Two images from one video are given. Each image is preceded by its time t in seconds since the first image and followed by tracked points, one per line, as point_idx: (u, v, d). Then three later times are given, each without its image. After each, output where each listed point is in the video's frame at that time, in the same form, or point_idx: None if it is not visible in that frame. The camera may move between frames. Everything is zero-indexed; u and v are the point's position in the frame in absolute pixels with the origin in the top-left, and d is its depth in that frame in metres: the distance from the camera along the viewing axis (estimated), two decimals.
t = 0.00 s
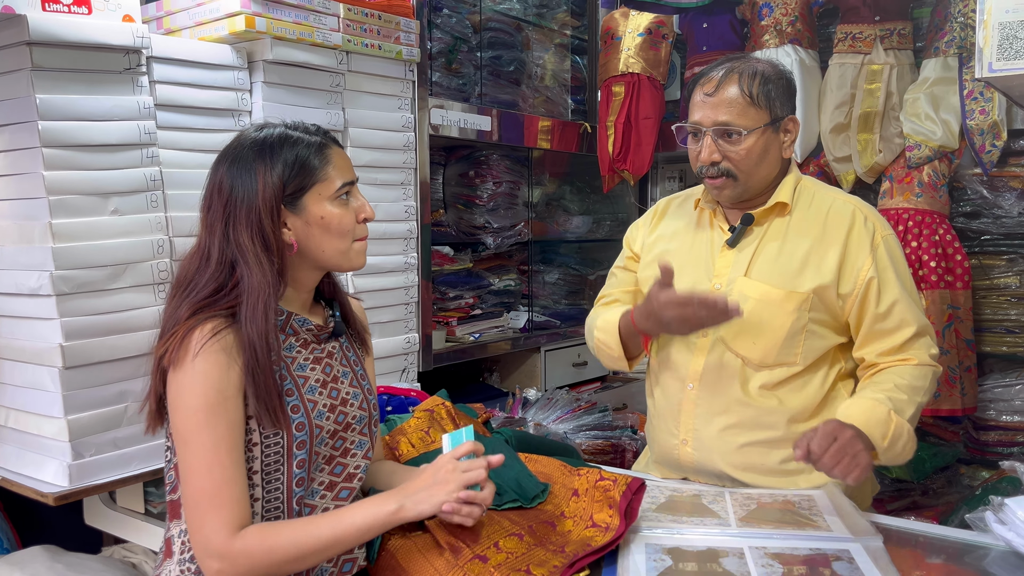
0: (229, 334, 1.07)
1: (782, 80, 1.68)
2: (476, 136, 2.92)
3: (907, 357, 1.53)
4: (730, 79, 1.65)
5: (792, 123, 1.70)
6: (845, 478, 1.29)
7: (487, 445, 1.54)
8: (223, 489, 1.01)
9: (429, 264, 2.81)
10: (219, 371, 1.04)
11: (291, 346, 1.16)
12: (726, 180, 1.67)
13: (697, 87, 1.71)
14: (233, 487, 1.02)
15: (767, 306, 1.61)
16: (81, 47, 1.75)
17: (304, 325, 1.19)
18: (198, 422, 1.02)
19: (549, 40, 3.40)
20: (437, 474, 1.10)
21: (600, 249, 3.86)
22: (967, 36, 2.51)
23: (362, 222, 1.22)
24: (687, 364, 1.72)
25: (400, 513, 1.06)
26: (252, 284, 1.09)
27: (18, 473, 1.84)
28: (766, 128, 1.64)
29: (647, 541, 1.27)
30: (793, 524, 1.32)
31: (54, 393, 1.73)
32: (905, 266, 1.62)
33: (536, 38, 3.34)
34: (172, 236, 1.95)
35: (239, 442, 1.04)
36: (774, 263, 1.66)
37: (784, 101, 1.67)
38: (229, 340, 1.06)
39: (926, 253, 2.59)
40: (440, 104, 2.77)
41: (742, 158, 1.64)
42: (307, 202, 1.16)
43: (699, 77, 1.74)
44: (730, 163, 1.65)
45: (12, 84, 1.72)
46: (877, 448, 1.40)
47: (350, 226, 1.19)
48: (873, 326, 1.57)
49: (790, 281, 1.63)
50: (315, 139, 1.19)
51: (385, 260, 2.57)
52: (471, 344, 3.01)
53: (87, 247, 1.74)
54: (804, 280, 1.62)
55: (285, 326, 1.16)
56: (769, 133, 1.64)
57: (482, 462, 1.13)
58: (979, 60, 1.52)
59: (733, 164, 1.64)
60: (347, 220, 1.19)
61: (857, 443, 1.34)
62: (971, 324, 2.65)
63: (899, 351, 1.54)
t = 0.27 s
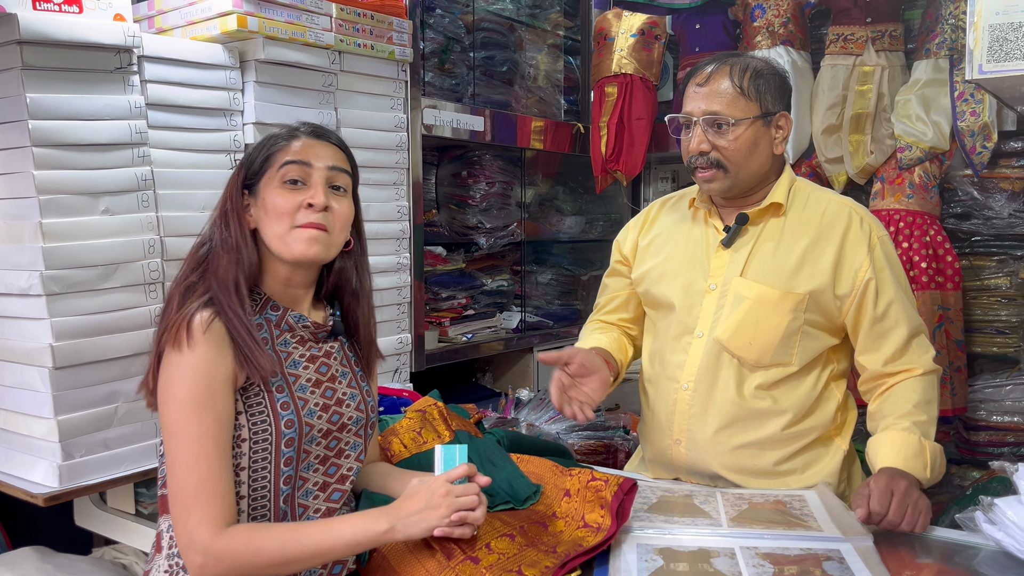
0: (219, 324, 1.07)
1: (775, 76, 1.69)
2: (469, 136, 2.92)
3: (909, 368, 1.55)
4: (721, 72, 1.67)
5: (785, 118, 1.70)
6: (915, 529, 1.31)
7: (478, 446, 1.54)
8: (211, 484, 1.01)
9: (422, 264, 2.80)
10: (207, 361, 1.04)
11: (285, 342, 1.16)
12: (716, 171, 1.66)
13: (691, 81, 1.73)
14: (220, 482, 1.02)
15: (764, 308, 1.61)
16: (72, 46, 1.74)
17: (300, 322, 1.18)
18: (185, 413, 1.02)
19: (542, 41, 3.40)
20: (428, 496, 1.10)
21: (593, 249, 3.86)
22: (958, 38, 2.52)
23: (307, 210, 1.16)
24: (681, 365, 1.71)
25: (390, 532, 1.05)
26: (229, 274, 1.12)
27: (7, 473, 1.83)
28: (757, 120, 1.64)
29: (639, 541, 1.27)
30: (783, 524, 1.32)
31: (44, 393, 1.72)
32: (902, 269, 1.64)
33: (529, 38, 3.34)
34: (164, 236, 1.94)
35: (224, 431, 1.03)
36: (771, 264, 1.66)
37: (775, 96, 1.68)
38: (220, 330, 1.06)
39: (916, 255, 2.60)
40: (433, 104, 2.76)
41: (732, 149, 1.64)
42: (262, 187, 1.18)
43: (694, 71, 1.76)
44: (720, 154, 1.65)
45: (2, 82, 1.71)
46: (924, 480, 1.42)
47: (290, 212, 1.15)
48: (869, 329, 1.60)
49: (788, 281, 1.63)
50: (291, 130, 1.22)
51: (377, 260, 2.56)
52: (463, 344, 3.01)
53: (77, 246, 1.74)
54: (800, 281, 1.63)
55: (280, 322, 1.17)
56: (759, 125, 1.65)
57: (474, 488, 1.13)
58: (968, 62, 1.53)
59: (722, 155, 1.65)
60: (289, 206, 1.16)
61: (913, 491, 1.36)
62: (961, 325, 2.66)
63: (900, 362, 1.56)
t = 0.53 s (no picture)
0: (191, 317, 1.10)
1: (770, 77, 1.69)
2: (462, 136, 2.92)
3: (897, 373, 1.56)
4: (715, 71, 1.67)
5: (779, 118, 1.68)
6: (904, 529, 1.33)
7: (470, 446, 1.53)
8: (185, 473, 1.02)
9: (414, 264, 2.80)
10: (179, 351, 1.06)
11: (262, 339, 1.16)
12: (706, 168, 1.67)
13: (686, 79, 1.73)
14: (195, 472, 1.03)
15: (756, 309, 1.61)
16: (61, 45, 1.73)
17: (277, 321, 1.18)
18: (159, 403, 1.04)
19: (534, 41, 3.39)
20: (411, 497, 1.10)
21: (586, 250, 3.86)
22: (949, 39, 2.52)
23: (292, 240, 1.14)
24: (672, 364, 1.71)
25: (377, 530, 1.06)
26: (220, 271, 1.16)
27: None
28: (749, 119, 1.64)
29: (631, 542, 1.27)
30: (776, 524, 1.32)
31: (33, 394, 1.71)
32: (893, 272, 1.64)
33: (522, 38, 3.34)
34: (154, 236, 1.93)
35: (197, 421, 1.05)
36: (763, 264, 1.66)
37: (769, 97, 1.67)
38: (191, 322, 1.10)
39: (908, 255, 2.61)
40: (425, 104, 2.76)
41: (723, 147, 1.64)
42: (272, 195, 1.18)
43: (690, 69, 1.76)
44: (711, 151, 1.65)
45: None
46: (912, 488, 1.44)
47: (278, 235, 1.14)
48: (858, 330, 1.60)
49: (780, 281, 1.63)
50: (310, 151, 1.19)
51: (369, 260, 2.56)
52: (456, 345, 3.00)
53: (67, 246, 1.72)
54: (793, 282, 1.63)
55: (256, 321, 1.16)
56: (751, 124, 1.64)
57: (458, 493, 1.14)
58: (960, 63, 1.53)
59: (712, 152, 1.65)
60: (280, 228, 1.14)
61: (897, 494, 1.39)
62: (952, 325, 2.67)
63: (889, 368, 1.58)
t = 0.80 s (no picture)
0: (183, 320, 1.10)
1: (761, 79, 1.70)
2: (454, 136, 2.92)
3: (886, 371, 1.56)
4: (707, 74, 1.67)
5: (770, 121, 1.70)
6: (895, 529, 1.34)
7: (462, 446, 1.53)
8: (175, 477, 1.02)
9: (407, 264, 2.80)
10: (170, 355, 1.06)
11: (256, 341, 1.16)
12: (699, 171, 1.67)
13: (678, 81, 1.74)
14: (185, 476, 1.03)
15: (746, 310, 1.61)
16: (52, 44, 1.72)
17: (271, 323, 1.17)
18: (150, 407, 1.03)
19: (527, 41, 3.39)
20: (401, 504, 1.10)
21: (579, 250, 3.86)
22: (939, 40, 2.53)
23: (272, 219, 1.15)
24: (662, 364, 1.71)
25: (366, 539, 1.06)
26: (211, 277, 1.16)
27: None
28: (741, 122, 1.64)
29: (624, 541, 1.27)
30: (768, 523, 1.33)
31: (23, 395, 1.70)
32: (882, 270, 1.64)
33: (514, 38, 3.34)
34: (146, 236, 1.92)
35: (189, 425, 1.05)
36: (752, 266, 1.66)
37: (761, 99, 1.68)
38: (183, 325, 1.09)
39: (899, 255, 2.62)
40: (418, 104, 2.76)
41: (717, 150, 1.64)
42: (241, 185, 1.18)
43: (682, 71, 1.76)
44: (704, 153, 1.65)
45: None
46: (902, 485, 1.45)
47: (258, 220, 1.15)
48: (847, 330, 1.61)
49: (771, 281, 1.63)
50: (265, 134, 1.20)
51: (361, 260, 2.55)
52: (449, 345, 3.00)
53: (58, 246, 1.72)
54: (783, 282, 1.63)
55: (250, 322, 1.16)
56: (744, 126, 1.65)
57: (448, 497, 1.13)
58: (950, 63, 1.54)
59: (706, 155, 1.65)
60: (257, 213, 1.15)
61: (889, 493, 1.39)
62: (943, 325, 2.68)
63: (880, 365, 1.58)
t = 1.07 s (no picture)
0: (170, 319, 1.09)
1: (752, 77, 1.70)
2: (448, 136, 2.92)
3: (879, 370, 1.57)
4: (698, 71, 1.67)
5: (761, 118, 1.70)
6: (889, 528, 1.34)
7: (456, 446, 1.53)
8: (167, 476, 1.02)
9: (401, 264, 2.80)
10: (158, 354, 1.06)
11: (244, 338, 1.16)
12: (690, 168, 1.67)
13: (669, 79, 1.74)
14: (177, 474, 1.02)
15: (737, 310, 1.61)
16: (45, 43, 1.72)
17: (259, 321, 1.18)
18: (139, 406, 1.03)
19: (521, 40, 3.39)
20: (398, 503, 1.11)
21: (573, 249, 3.87)
22: (932, 40, 2.55)
23: (260, 234, 1.14)
24: (654, 364, 1.71)
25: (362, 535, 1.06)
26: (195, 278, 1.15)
27: None
28: (733, 119, 1.65)
29: (618, 540, 1.27)
30: (762, 522, 1.33)
31: (15, 395, 1.69)
32: (873, 268, 1.65)
33: (509, 38, 3.34)
34: (139, 235, 1.92)
35: (180, 423, 1.05)
36: (743, 267, 1.66)
37: (751, 96, 1.69)
38: (171, 325, 1.09)
39: (892, 254, 2.63)
40: (412, 103, 2.76)
41: (709, 147, 1.64)
42: (228, 194, 1.17)
43: (672, 70, 1.76)
44: (696, 151, 1.65)
45: None
46: (895, 484, 1.46)
47: (246, 233, 1.14)
48: (838, 328, 1.61)
49: (762, 281, 1.64)
50: (255, 141, 1.18)
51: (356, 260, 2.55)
52: (443, 345, 3.00)
53: (51, 246, 1.71)
54: (773, 282, 1.63)
55: (238, 320, 1.16)
56: (734, 124, 1.65)
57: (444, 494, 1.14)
58: (943, 63, 1.55)
59: (698, 152, 1.65)
60: (246, 225, 1.14)
61: (881, 492, 1.39)
62: (935, 324, 2.69)
63: (872, 363, 1.59)
